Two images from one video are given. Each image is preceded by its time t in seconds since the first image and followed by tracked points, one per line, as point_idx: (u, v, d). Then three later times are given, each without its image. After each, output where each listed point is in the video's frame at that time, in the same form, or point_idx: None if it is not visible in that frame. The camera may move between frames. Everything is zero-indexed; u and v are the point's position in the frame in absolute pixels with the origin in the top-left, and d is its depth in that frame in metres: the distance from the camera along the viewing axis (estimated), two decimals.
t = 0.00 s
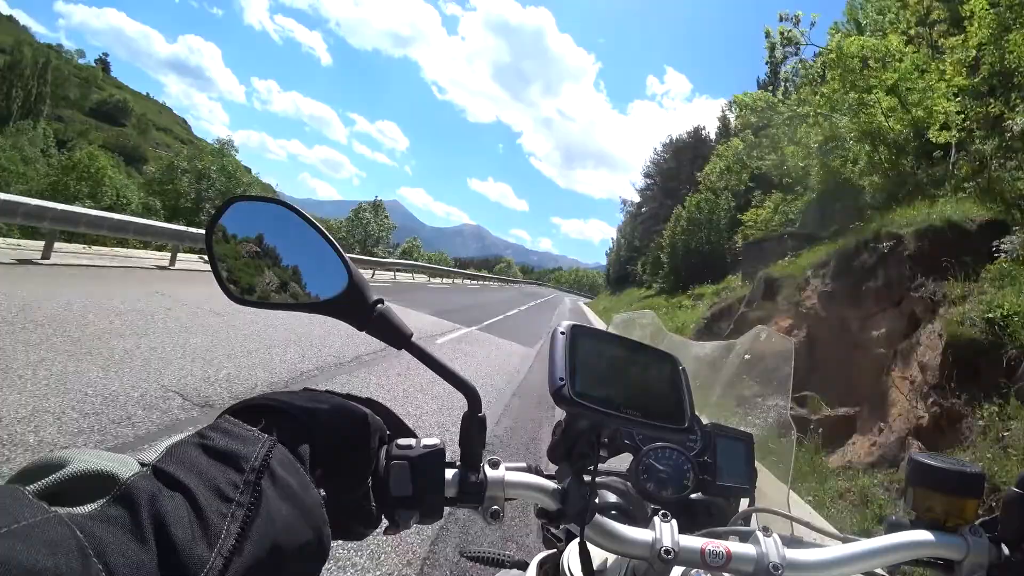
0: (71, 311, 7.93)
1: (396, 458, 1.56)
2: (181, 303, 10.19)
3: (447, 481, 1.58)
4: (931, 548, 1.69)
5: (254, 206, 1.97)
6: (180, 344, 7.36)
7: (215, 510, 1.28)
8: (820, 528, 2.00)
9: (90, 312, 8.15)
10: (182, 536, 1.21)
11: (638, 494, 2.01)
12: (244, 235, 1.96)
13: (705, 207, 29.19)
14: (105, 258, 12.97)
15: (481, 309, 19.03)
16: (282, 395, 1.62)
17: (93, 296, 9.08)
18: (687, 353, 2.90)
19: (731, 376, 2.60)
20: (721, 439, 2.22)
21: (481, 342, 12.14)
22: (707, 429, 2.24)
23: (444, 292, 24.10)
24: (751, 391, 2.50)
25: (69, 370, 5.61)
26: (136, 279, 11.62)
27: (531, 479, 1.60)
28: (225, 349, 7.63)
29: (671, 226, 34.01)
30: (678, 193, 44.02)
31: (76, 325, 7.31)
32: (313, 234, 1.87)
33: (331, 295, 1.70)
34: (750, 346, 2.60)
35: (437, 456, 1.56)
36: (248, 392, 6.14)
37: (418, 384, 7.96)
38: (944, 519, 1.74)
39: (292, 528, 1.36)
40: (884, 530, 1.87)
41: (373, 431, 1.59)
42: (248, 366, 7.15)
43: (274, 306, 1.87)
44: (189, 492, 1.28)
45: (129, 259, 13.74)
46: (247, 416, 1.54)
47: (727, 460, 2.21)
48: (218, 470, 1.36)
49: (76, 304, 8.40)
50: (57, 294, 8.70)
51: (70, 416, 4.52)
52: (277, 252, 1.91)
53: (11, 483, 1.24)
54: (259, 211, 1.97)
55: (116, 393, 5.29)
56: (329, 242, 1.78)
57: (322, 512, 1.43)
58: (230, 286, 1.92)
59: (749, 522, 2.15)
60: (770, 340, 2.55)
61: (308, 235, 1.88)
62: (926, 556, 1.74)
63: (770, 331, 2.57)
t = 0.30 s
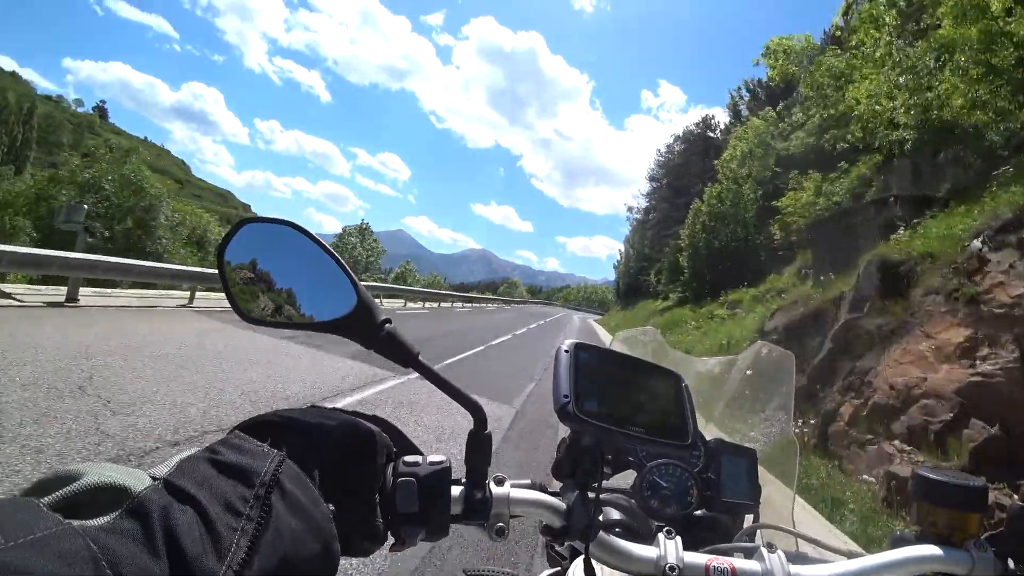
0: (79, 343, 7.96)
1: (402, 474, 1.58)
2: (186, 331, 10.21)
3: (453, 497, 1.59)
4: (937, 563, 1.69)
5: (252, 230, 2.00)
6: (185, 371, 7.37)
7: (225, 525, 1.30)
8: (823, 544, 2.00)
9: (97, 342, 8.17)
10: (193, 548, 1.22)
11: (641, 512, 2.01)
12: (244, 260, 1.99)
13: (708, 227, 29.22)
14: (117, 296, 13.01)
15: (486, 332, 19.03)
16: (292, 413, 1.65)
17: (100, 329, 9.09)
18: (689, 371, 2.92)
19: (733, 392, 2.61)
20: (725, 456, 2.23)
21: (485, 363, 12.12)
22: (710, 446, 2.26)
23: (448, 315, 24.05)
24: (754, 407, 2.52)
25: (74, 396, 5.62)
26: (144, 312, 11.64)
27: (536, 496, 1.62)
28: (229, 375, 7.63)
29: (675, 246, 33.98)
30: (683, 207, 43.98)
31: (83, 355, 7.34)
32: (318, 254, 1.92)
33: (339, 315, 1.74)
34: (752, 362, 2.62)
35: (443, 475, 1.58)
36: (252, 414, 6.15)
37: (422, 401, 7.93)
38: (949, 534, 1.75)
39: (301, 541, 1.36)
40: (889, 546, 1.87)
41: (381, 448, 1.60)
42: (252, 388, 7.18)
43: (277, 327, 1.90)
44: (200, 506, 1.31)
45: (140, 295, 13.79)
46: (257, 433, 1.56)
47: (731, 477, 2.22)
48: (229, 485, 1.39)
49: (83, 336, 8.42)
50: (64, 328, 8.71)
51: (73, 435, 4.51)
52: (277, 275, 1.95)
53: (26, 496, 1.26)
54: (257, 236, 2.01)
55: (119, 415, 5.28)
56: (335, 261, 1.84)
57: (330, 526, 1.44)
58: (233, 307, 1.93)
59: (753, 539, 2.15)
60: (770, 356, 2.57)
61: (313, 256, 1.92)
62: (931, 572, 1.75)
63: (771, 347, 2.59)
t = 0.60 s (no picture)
0: (62, 358, 7.83)
1: (403, 472, 1.50)
2: (173, 344, 10.08)
3: (455, 496, 1.52)
4: (949, 568, 1.64)
5: (240, 227, 1.89)
6: (171, 384, 7.25)
7: (212, 527, 1.22)
8: (827, 548, 1.96)
9: (80, 357, 8.03)
10: (177, 553, 1.14)
11: (644, 513, 1.95)
12: (235, 260, 1.89)
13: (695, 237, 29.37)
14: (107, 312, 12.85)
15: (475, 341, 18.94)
16: (288, 407, 1.57)
17: (84, 343, 8.95)
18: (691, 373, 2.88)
19: (735, 395, 2.57)
20: (728, 458, 2.18)
21: (475, 371, 12.04)
22: (712, 447, 2.20)
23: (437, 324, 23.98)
24: (756, 410, 2.48)
25: (56, 414, 5.50)
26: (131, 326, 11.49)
27: (540, 496, 1.56)
28: (215, 386, 7.51)
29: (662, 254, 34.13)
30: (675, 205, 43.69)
31: (65, 370, 7.21)
32: (317, 244, 1.84)
33: (343, 307, 1.66)
34: (753, 367, 2.58)
35: (445, 473, 1.50)
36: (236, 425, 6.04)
37: (410, 407, 7.83)
38: (959, 539, 1.70)
39: (295, 541, 1.28)
40: (895, 551, 1.83)
41: (380, 443, 1.52)
42: (237, 399, 7.07)
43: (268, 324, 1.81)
44: (185, 509, 1.23)
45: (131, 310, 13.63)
46: (248, 428, 1.48)
47: (733, 480, 2.17)
48: (216, 485, 1.31)
49: (66, 351, 8.29)
50: (50, 344, 8.56)
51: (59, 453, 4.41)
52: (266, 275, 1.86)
53: None
54: (245, 233, 1.90)
55: (103, 432, 5.18)
56: (337, 250, 1.76)
57: (325, 525, 1.35)
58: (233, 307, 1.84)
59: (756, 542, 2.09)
60: (773, 359, 2.53)
61: (311, 247, 1.84)
62: None
63: (774, 351, 2.55)
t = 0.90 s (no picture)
0: (50, 361, 7.75)
1: (397, 462, 1.50)
2: (163, 348, 10.01)
3: (449, 488, 1.51)
4: (945, 561, 1.64)
5: (235, 216, 1.84)
6: (161, 388, 7.18)
7: (203, 517, 1.20)
8: (822, 543, 1.95)
9: (69, 360, 7.95)
10: (168, 543, 1.13)
11: (639, 507, 1.95)
12: (231, 250, 1.85)
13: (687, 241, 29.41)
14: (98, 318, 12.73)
15: (468, 344, 18.91)
16: (281, 396, 1.56)
17: (73, 348, 8.88)
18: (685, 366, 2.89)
19: (731, 390, 2.57)
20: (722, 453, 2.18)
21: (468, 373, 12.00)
22: (708, 440, 2.19)
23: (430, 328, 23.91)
24: (751, 405, 2.48)
25: (43, 418, 5.43)
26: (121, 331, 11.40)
27: (536, 487, 1.55)
28: (205, 389, 7.45)
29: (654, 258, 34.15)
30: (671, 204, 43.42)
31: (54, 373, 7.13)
32: (320, 235, 1.82)
33: (341, 295, 1.65)
34: (749, 361, 2.58)
35: (441, 464, 1.49)
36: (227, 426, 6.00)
37: (403, 409, 7.79)
38: (954, 533, 1.70)
39: (288, 531, 1.26)
40: (890, 544, 1.83)
41: (372, 433, 1.51)
42: (227, 400, 7.01)
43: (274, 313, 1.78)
44: (175, 498, 1.21)
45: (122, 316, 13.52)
46: (241, 416, 1.47)
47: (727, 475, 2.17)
48: (208, 474, 1.29)
49: (55, 354, 8.21)
50: (38, 348, 8.47)
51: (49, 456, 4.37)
52: (269, 271, 1.83)
53: None
54: (241, 222, 1.85)
55: (92, 436, 5.12)
56: (342, 243, 1.75)
57: (318, 516, 1.33)
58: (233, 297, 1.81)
59: (749, 537, 2.09)
60: (767, 354, 2.54)
61: (315, 239, 1.82)
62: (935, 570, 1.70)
63: (768, 346, 2.56)
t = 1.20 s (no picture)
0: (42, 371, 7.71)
1: (387, 474, 1.54)
2: (157, 355, 9.98)
3: (438, 497, 1.56)
4: (926, 556, 1.68)
5: (222, 232, 1.90)
6: (154, 397, 7.16)
7: (201, 529, 1.25)
8: (811, 540, 1.99)
9: (61, 370, 7.93)
10: (169, 556, 1.18)
11: (629, 509, 1.98)
12: (220, 266, 1.91)
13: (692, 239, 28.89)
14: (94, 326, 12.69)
15: (463, 345, 18.85)
16: (274, 411, 1.61)
17: (66, 357, 8.84)
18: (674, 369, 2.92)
19: (720, 389, 2.61)
20: (711, 454, 2.21)
21: (462, 375, 12.00)
22: (697, 441, 2.23)
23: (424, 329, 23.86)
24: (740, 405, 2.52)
25: (39, 429, 5.44)
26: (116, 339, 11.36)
27: (524, 494, 1.59)
28: (199, 397, 7.43)
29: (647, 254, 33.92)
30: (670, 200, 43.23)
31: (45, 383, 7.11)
32: (301, 248, 1.85)
33: (326, 310, 1.69)
34: (737, 360, 2.62)
35: (430, 474, 1.54)
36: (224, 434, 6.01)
37: (396, 414, 7.77)
38: (936, 527, 1.74)
39: (283, 542, 1.31)
40: (876, 540, 1.87)
41: (362, 446, 1.56)
42: (225, 408, 7.03)
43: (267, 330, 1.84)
44: (175, 512, 1.26)
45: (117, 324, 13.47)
46: (234, 432, 1.52)
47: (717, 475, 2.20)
48: (206, 488, 1.34)
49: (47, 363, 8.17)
50: (30, 359, 8.42)
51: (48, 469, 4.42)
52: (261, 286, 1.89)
53: None
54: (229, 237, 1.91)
55: (80, 446, 5.09)
56: (321, 258, 1.77)
57: (312, 528, 1.38)
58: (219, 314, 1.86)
59: (740, 536, 2.13)
60: (754, 354, 2.57)
61: (298, 255, 1.85)
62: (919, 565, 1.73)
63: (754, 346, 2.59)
